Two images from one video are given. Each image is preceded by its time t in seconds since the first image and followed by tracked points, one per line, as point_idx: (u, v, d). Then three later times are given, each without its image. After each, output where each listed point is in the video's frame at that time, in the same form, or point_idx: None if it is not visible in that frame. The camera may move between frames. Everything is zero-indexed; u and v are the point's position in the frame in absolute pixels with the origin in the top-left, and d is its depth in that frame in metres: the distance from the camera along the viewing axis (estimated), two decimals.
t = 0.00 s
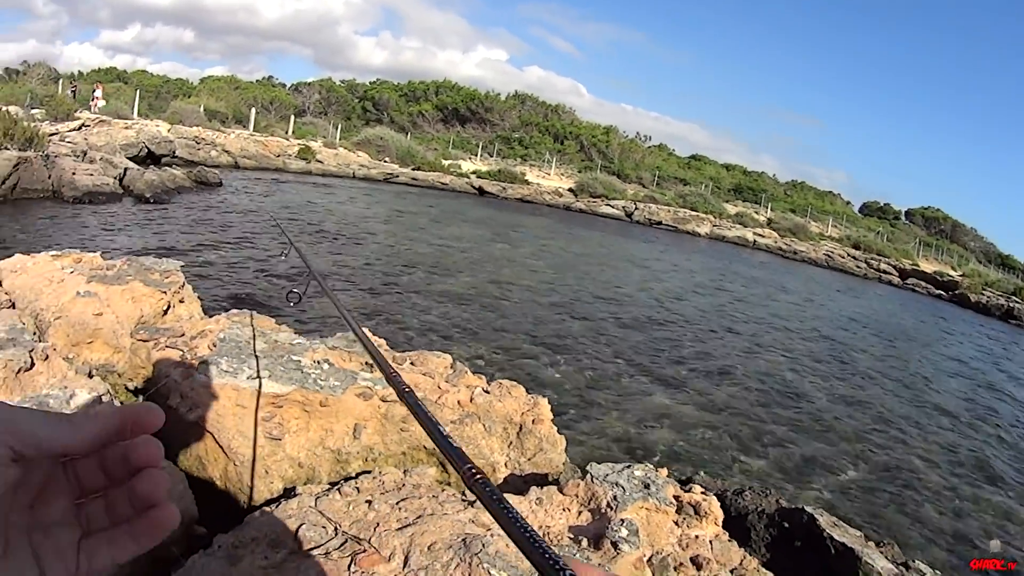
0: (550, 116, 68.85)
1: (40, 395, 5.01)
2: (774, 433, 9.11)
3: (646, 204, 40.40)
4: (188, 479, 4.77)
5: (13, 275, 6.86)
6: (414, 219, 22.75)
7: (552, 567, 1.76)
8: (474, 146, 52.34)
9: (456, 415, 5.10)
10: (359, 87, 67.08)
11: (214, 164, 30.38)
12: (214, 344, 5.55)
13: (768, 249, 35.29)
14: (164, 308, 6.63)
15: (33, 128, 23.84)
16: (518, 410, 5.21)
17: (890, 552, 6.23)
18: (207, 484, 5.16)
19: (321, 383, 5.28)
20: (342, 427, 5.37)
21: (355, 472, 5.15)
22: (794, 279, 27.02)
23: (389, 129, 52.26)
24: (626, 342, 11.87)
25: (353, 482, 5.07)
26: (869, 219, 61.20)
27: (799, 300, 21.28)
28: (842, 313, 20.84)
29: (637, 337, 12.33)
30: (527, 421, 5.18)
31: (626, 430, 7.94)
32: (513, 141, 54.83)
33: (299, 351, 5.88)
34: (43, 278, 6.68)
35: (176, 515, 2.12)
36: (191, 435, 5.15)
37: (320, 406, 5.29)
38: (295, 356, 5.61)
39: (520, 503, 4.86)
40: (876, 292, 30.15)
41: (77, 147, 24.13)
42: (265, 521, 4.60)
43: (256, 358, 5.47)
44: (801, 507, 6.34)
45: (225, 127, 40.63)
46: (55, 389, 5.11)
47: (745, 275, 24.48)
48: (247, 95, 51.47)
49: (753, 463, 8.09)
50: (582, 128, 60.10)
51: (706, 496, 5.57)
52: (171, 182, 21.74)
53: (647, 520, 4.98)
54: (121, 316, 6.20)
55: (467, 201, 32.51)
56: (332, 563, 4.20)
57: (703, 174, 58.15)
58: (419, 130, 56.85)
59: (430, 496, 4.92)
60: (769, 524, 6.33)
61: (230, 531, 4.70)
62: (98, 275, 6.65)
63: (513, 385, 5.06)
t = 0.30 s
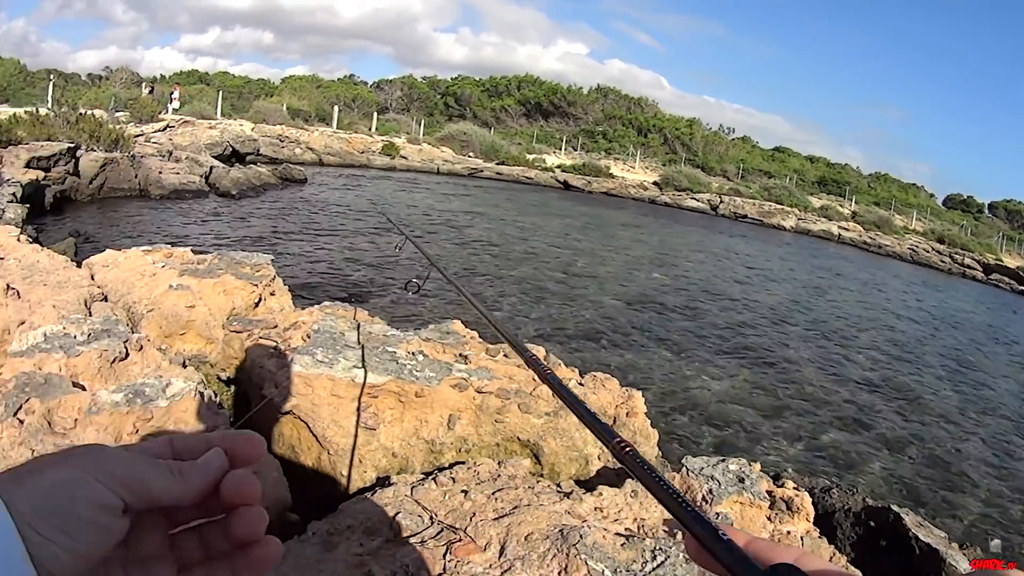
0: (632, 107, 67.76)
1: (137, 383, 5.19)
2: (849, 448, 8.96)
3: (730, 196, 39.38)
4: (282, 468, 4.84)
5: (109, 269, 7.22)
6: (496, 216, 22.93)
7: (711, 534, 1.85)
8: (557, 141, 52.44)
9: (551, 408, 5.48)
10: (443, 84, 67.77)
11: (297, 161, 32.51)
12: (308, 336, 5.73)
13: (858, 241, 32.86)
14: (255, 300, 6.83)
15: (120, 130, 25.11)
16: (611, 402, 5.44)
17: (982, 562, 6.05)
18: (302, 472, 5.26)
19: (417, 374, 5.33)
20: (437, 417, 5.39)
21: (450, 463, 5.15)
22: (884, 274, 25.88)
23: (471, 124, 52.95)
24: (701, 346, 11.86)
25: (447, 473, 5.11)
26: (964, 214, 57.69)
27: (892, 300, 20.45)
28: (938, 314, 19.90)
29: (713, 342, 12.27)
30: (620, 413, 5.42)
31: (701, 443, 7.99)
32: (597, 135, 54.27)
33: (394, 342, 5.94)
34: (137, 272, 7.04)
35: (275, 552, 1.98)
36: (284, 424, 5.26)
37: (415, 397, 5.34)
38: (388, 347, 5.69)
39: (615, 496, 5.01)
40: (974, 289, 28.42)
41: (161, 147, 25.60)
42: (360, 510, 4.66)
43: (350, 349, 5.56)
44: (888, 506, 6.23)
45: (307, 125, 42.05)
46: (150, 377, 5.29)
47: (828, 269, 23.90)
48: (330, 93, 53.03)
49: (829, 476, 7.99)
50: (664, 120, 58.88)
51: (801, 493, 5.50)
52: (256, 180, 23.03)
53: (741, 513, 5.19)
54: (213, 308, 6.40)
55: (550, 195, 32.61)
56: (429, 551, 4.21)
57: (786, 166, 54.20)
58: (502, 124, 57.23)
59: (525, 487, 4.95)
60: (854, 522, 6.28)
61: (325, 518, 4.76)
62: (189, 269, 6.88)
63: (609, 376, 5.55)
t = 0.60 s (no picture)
0: (673, 102, 67.17)
1: (174, 370, 5.20)
2: (888, 450, 8.77)
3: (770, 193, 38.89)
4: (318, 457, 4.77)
5: (147, 257, 7.34)
6: (533, 209, 22.91)
7: (742, 532, 1.88)
8: (597, 135, 52.26)
9: (588, 402, 5.49)
10: (482, 76, 67.82)
11: (337, 152, 33.40)
12: (346, 326, 5.75)
13: (898, 240, 32.19)
14: (294, 290, 6.85)
15: (160, 121, 25.56)
16: (649, 397, 5.56)
17: None
18: (336, 462, 5.25)
19: (455, 365, 5.38)
20: (473, 409, 5.40)
21: (485, 456, 5.15)
22: (926, 275, 25.36)
23: (512, 117, 53.05)
24: (737, 344, 11.73)
25: (483, 466, 5.10)
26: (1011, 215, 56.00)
27: (935, 302, 19.98)
28: (983, 317, 19.38)
29: (749, 340, 12.13)
30: (657, 407, 5.52)
31: (737, 443, 7.90)
32: (638, 129, 54.12)
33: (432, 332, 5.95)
34: (175, 261, 7.13)
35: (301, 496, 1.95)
36: (319, 414, 5.27)
37: (452, 388, 5.35)
38: (426, 338, 5.72)
39: (651, 492, 4.95)
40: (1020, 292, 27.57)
41: (199, 138, 25.95)
42: (394, 501, 4.66)
43: (387, 340, 5.57)
44: (922, 510, 6.14)
45: (346, 117, 42.52)
46: (188, 365, 5.32)
47: (868, 268, 23.52)
48: (370, 86, 53.56)
49: (866, 479, 7.85)
50: (704, 115, 58.29)
51: (835, 494, 5.43)
52: (295, 171, 23.26)
53: (776, 512, 5.16)
54: (252, 297, 6.47)
55: (590, 189, 32.49)
56: (463, 544, 4.17)
57: (826, 164, 53.56)
58: (541, 118, 57.21)
59: (561, 481, 4.92)
60: (888, 525, 6.23)
61: (358, 508, 4.75)
62: (227, 259, 6.95)
63: (646, 371, 5.74)
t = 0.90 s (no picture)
0: (696, 95, 66.83)
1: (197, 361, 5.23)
2: (910, 448, 8.71)
3: (792, 187, 38.61)
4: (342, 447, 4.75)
5: (172, 249, 7.41)
6: (554, 202, 22.92)
7: (763, 536, 1.86)
8: (619, 128, 52.19)
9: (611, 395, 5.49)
10: (504, 69, 67.80)
11: (359, 145, 33.66)
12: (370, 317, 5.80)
13: (919, 236, 31.86)
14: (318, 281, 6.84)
15: (182, 115, 25.80)
16: (672, 391, 5.60)
17: None
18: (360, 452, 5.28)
19: (479, 356, 5.44)
20: (498, 401, 5.45)
21: (509, 447, 5.19)
22: (949, 272, 25.14)
23: (534, 110, 53.08)
24: (758, 339, 11.70)
25: (506, 457, 5.14)
26: None
27: (960, 299, 19.75)
28: (1010, 316, 19.10)
29: (770, 336, 12.08)
30: (681, 400, 5.53)
31: (759, 437, 7.87)
32: (659, 123, 54.00)
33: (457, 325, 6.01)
34: (199, 253, 7.17)
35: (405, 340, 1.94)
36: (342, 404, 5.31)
37: (477, 380, 5.40)
38: (451, 330, 5.78)
39: (674, 485, 4.95)
40: None
41: (222, 131, 26.17)
42: (418, 491, 4.68)
43: (410, 331, 5.59)
44: (943, 505, 6.13)
45: (367, 111, 42.74)
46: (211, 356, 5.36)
47: (890, 264, 23.35)
48: (392, 80, 53.78)
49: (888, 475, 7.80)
50: (727, 109, 57.92)
51: (858, 488, 5.41)
52: (317, 164, 23.38)
53: (799, 507, 5.14)
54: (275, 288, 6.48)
55: (611, 183, 32.42)
56: (487, 534, 4.19)
57: (849, 159, 53.07)
58: (563, 111, 57.22)
59: (584, 473, 4.93)
60: (909, 521, 6.23)
61: (382, 498, 4.77)
62: (251, 251, 6.99)
63: (669, 364, 5.78)
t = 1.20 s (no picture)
0: (713, 87, 66.34)
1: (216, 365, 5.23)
2: (932, 440, 8.62)
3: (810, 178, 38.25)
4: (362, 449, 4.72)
5: (189, 252, 7.45)
6: (570, 198, 22.87)
7: (793, 546, 1.87)
8: (636, 122, 51.98)
9: (631, 393, 5.45)
10: (519, 65, 67.67)
11: (375, 144, 33.78)
12: (389, 319, 5.83)
13: (939, 225, 31.42)
14: (335, 283, 6.85)
15: (198, 118, 25.95)
16: (692, 388, 5.56)
17: None
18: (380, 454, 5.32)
19: (499, 357, 5.42)
20: (517, 401, 5.43)
21: (529, 447, 5.18)
22: (970, 262, 24.79)
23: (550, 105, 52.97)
24: (777, 333, 11.61)
25: (526, 457, 5.12)
26: None
27: (983, 290, 19.49)
28: None
29: (790, 328, 12.00)
30: (701, 399, 5.50)
31: (780, 431, 7.80)
32: (676, 115, 53.71)
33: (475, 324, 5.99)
34: (216, 256, 7.20)
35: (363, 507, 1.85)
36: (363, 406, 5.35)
37: (496, 380, 5.38)
38: (469, 330, 5.76)
39: (695, 483, 4.90)
40: None
41: (238, 133, 26.32)
42: (438, 493, 4.69)
43: (429, 331, 5.62)
44: (963, 502, 6.11)
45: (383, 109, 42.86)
46: (231, 360, 5.36)
47: (910, 255, 23.10)
48: (407, 78, 53.87)
49: (911, 469, 7.71)
50: (743, 101, 57.44)
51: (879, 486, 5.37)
52: (334, 163, 23.43)
53: (819, 505, 5.12)
54: (293, 290, 6.51)
55: (629, 177, 32.31)
56: (507, 536, 4.19)
57: (867, 149, 52.48)
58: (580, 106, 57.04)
59: (604, 473, 4.90)
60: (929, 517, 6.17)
61: (401, 500, 4.79)
62: (269, 253, 7.01)
63: (690, 362, 5.70)
